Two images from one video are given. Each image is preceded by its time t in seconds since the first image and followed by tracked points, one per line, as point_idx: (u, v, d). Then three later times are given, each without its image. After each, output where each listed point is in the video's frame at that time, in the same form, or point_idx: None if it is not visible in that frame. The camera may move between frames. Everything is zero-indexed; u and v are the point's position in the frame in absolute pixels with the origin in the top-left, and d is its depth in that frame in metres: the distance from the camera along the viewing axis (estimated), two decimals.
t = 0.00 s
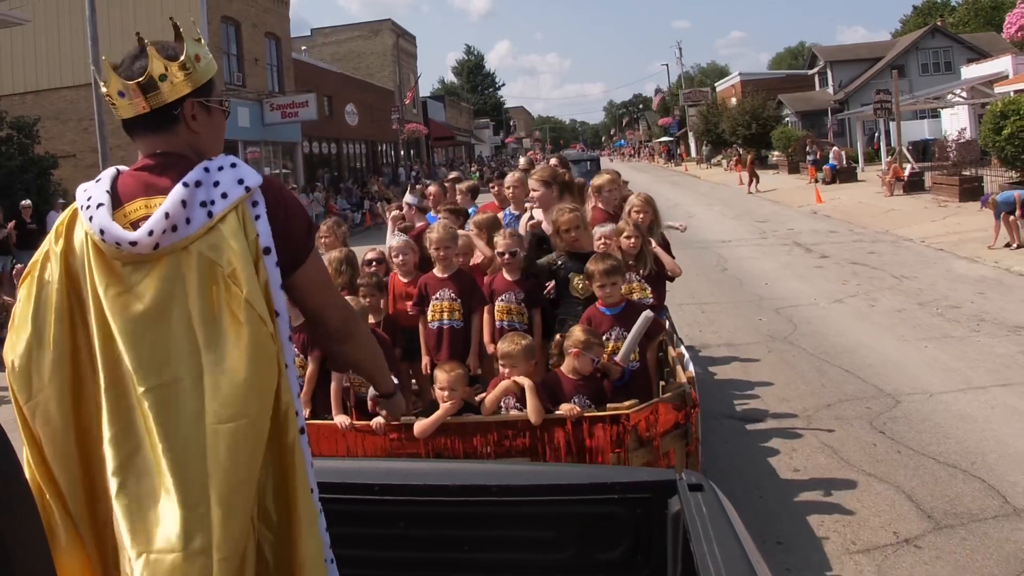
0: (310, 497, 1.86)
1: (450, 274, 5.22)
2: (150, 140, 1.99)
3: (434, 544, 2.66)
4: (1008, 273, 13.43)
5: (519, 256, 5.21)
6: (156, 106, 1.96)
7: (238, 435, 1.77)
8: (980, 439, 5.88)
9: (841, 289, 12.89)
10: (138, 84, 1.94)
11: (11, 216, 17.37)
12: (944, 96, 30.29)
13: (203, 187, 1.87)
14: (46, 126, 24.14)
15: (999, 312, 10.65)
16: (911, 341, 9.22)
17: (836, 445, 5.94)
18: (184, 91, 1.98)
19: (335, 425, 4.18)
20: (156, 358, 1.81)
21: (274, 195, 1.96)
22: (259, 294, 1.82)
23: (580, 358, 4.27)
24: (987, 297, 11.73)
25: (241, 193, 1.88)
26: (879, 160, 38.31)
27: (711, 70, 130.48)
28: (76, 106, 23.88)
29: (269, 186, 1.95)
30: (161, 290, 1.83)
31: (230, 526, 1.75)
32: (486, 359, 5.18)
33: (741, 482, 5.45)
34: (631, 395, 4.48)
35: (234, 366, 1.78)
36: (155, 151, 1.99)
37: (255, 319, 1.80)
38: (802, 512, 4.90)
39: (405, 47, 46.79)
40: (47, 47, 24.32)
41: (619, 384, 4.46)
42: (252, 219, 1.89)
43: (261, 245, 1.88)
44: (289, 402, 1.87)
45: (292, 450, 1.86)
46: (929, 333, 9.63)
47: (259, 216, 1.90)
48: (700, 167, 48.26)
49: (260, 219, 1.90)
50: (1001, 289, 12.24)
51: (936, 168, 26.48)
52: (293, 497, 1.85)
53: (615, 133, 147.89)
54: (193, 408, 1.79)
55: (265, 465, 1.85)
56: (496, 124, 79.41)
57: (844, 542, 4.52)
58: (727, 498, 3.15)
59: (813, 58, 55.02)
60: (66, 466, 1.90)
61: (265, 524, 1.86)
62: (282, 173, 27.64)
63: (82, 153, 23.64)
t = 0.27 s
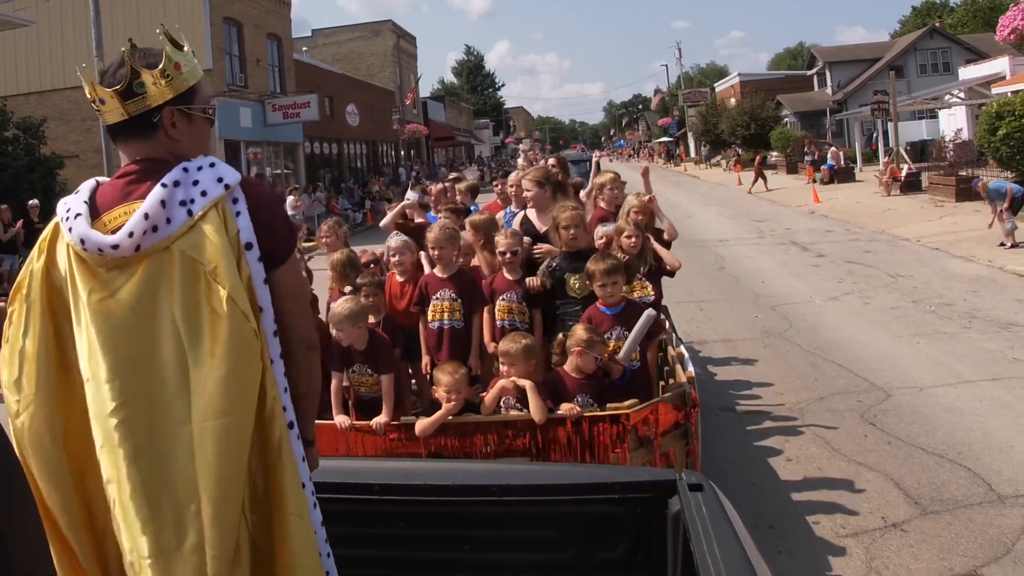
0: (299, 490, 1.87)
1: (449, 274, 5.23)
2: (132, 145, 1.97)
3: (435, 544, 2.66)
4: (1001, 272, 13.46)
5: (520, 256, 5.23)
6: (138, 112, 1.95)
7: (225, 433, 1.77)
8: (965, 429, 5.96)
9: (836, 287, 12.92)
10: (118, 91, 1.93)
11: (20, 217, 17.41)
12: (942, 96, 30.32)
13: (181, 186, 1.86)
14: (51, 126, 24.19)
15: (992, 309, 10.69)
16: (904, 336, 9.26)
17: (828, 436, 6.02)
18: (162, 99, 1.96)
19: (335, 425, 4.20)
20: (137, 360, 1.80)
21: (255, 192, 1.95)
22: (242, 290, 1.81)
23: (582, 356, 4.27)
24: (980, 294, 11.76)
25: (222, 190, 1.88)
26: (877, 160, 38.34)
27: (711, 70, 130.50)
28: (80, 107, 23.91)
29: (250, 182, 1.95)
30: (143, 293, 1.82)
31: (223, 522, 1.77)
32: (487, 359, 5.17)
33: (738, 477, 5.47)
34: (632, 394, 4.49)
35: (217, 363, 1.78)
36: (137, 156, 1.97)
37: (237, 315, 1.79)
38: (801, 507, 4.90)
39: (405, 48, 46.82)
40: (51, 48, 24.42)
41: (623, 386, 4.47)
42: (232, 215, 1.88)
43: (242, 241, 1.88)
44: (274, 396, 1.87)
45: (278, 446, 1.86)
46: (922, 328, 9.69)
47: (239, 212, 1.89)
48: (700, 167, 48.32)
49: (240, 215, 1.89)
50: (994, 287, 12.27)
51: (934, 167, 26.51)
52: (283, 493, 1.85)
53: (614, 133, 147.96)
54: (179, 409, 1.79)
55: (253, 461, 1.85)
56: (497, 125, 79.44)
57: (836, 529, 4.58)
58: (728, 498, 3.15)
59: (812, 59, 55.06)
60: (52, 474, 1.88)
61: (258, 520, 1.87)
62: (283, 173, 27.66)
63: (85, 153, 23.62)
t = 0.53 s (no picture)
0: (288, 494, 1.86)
1: (449, 274, 5.23)
2: (131, 143, 1.96)
3: (435, 544, 2.66)
4: (995, 270, 13.50)
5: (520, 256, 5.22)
6: (140, 108, 1.94)
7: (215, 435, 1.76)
8: (953, 420, 6.23)
9: (831, 285, 12.98)
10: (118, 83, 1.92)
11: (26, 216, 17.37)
12: (939, 97, 30.36)
13: (170, 188, 1.84)
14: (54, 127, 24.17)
15: (984, 306, 10.77)
16: (896, 332, 9.40)
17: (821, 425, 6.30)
18: (163, 94, 1.95)
19: (336, 426, 4.21)
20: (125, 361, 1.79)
21: (246, 189, 1.92)
22: (229, 294, 1.80)
23: (584, 356, 4.27)
24: (972, 292, 11.83)
25: (211, 190, 1.85)
26: (875, 161, 38.35)
27: (711, 71, 130.48)
28: (83, 107, 23.87)
29: (241, 180, 1.92)
30: (132, 295, 1.81)
31: (213, 525, 1.76)
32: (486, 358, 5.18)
33: (737, 476, 5.48)
34: (632, 393, 4.50)
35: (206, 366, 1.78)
36: (134, 156, 1.96)
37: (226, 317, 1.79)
38: (802, 508, 4.93)
39: (406, 48, 46.79)
40: (55, 48, 24.45)
41: (623, 385, 4.47)
42: (222, 214, 1.86)
43: (232, 241, 1.85)
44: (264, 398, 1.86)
45: (267, 451, 1.84)
46: (914, 325, 9.79)
47: (230, 212, 1.87)
48: (699, 167, 48.33)
49: (230, 214, 1.87)
50: (986, 285, 12.34)
51: (931, 167, 26.54)
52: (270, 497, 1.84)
53: (613, 133, 147.95)
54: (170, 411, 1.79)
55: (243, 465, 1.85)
56: (496, 125, 79.42)
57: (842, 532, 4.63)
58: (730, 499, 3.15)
59: (811, 59, 55.11)
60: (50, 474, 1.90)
61: (247, 525, 1.86)
62: (284, 174, 27.67)
63: (89, 153, 23.55)
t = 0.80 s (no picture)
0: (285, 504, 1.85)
1: (447, 274, 5.23)
2: (136, 142, 1.95)
3: (435, 543, 2.66)
4: (988, 268, 13.50)
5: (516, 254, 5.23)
6: (149, 107, 1.94)
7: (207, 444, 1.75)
8: (942, 411, 6.41)
9: (826, 282, 13.03)
10: (123, 83, 1.92)
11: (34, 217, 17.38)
12: (936, 97, 30.38)
13: (171, 194, 1.85)
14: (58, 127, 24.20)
15: (974, 303, 10.81)
16: (887, 328, 9.50)
17: (813, 417, 6.47)
18: (167, 95, 1.95)
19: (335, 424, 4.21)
20: (113, 366, 1.77)
21: (247, 197, 1.92)
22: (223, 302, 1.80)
23: (583, 355, 4.27)
24: (965, 289, 11.88)
25: (211, 199, 1.86)
26: (873, 160, 38.37)
27: (710, 71, 130.51)
28: (86, 107, 23.89)
29: (241, 188, 1.92)
30: (126, 299, 1.79)
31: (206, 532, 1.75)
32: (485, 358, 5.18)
33: (735, 476, 5.48)
34: (632, 392, 4.46)
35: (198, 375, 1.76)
36: (139, 155, 1.95)
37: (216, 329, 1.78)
38: (800, 505, 4.95)
39: (406, 48, 46.80)
40: (58, 48, 24.51)
41: (623, 384, 4.44)
42: (222, 224, 1.86)
43: (229, 252, 1.85)
44: (260, 408, 1.86)
45: (263, 459, 1.84)
46: (906, 320, 9.87)
47: (229, 221, 1.87)
48: (698, 167, 48.35)
49: (229, 223, 1.87)
50: (978, 282, 12.39)
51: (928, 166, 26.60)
52: (267, 506, 1.84)
53: (613, 134, 147.93)
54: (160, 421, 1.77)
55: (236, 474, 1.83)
56: (496, 125, 79.43)
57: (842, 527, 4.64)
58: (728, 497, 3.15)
59: (809, 59, 55.18)
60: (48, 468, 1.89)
61: (244, 534, 1.85)
62: (286, 174, 27.69)
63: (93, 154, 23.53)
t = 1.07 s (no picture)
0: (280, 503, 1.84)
1: (447, 274, 5.22)
2: (138, 136, 1.96)
3: (435, 543, 2.66)
4: (982, 266, 13.51)
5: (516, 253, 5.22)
6: (151, 101, 1.94)
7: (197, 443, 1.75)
8: (932, 403, 6.52)
9: (820, 279, 13.06)
10: (125, 79, 1.91)
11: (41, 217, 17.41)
12: (933, 97, 30.41)
13: (169, 191, 1.84)
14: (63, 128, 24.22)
15: (966, 299, 10.86)
16: (880, 324, 9.56)
17: (804, 409, 6.62)
18: (166, 94, 1.94)
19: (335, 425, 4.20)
20: (107, 363, 1.78)
21: (246, 196, 1.90)
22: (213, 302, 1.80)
23: (582, 355, 4.27)
24: (957, 286, 11.92)
25: (207, 198, 1.84)
26: (870, 161, 38.39)
27: (708, 72, 130.50)
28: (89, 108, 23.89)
29: (241, 186, 1.90)
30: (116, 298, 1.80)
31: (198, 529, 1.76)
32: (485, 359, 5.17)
33: (733, 474, 5.50)
34: (630, 393, 4.44)
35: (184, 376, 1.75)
36: (142, 149, 1.96)
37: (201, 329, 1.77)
38: (798, 503, 4.96)
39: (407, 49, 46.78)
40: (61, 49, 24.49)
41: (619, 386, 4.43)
42: (217, 222, 1.84)
43: (225, 252, 1.84)
44: (253, 405, 1.84)
45: (257, 457, 1.83)
46: (899, 316, 9.92)
47: (225, 219, 1.85)
48: (696, 167, 48.36)
49: (225, 222, 1.85)
50: (971, 279, 12.43)
51: (924, 166, 26.64)
52: (260, 506, 1.83)
53: (612, 134, 147.88)
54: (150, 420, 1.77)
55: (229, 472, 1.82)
56: (496, 126, 79.42)
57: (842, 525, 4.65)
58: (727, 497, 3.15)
59: (807, 60, 55.21)
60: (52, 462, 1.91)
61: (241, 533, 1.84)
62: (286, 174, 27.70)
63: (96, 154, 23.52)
